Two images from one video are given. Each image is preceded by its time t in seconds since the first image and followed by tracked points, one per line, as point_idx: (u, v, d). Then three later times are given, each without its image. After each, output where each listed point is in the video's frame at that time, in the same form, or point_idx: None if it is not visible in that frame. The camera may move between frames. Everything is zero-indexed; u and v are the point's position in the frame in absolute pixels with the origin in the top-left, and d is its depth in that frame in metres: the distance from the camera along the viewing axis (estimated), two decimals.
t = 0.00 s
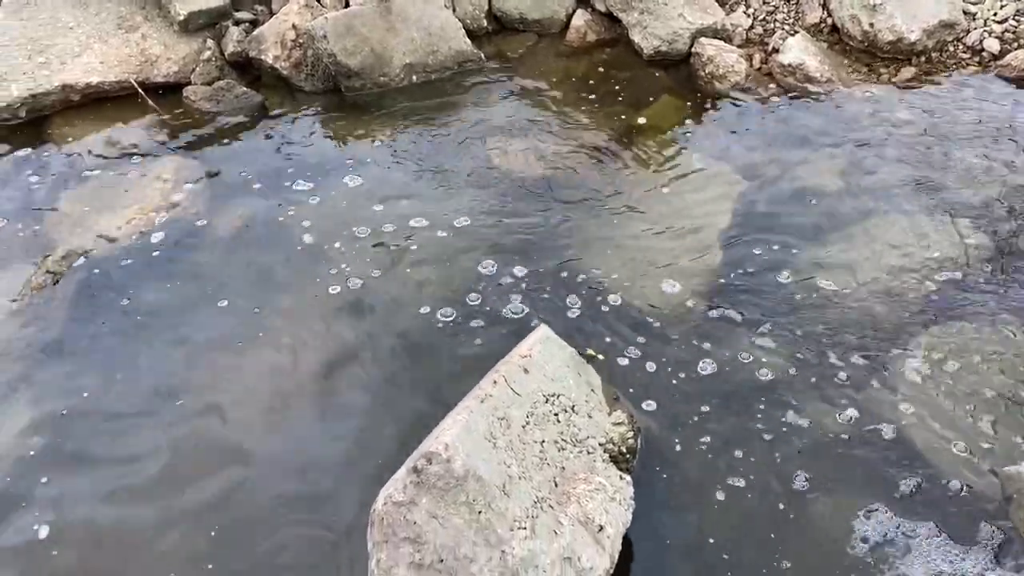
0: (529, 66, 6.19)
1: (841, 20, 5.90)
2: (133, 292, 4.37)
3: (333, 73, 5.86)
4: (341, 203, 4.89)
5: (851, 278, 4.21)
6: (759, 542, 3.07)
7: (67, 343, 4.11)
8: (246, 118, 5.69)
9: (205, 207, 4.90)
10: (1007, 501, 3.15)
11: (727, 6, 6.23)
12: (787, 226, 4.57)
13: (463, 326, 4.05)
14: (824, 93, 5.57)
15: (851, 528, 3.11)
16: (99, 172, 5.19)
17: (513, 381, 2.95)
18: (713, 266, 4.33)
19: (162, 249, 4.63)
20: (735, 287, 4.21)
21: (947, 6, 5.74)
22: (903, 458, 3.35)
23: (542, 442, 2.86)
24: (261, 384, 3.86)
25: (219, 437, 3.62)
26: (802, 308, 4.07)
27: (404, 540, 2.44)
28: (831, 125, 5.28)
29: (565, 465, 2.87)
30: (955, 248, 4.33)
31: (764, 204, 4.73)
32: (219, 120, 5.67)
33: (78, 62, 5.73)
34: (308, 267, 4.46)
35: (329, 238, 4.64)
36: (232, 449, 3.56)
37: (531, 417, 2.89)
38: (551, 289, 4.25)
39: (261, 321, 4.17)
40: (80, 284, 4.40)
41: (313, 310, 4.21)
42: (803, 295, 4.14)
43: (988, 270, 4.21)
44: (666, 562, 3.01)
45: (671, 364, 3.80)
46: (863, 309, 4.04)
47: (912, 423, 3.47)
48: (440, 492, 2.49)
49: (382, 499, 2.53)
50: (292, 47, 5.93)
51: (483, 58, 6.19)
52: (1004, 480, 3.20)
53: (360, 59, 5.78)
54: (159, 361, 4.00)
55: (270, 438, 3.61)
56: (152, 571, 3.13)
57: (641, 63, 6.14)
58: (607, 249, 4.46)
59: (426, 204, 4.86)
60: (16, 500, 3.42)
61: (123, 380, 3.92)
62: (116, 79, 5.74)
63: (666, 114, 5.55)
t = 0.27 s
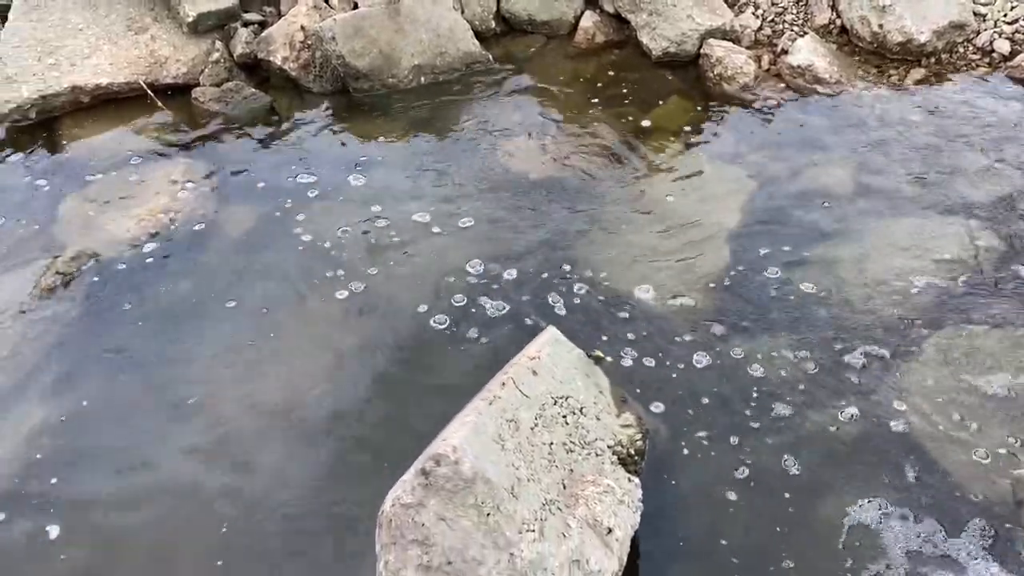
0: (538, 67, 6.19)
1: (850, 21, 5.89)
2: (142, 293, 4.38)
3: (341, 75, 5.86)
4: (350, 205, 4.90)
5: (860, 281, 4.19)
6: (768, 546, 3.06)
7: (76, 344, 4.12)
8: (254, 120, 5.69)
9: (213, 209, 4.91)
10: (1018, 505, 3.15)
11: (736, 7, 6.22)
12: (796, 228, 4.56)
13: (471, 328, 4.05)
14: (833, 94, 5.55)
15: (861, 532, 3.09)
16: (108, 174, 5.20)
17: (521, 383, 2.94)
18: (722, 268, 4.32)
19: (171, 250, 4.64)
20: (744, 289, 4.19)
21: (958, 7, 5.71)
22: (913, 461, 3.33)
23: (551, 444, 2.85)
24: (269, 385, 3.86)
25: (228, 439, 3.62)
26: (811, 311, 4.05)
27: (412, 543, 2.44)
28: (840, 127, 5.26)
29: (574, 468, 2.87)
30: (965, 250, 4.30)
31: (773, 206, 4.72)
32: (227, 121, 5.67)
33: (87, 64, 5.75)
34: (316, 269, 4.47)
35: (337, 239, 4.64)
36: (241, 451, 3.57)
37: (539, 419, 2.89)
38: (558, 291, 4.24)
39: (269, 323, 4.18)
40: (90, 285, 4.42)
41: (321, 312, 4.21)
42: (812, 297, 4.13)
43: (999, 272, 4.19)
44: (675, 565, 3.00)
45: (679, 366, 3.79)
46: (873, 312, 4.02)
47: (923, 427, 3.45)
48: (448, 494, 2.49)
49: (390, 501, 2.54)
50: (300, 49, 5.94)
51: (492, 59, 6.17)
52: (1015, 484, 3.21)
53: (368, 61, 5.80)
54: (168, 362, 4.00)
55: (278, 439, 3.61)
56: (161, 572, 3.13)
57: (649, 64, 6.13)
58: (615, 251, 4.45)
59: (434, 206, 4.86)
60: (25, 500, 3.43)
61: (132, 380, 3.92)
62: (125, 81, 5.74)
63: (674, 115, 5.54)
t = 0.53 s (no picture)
0: (543, 68, 6.20)
1: (856, 23, 5.87)
2: (149, 294, 4.40)
3: (348, 76, 5.89)
4: (356, 206, 4.90)
5: (867, 283, 4.18)
6: (773, 548, 3.05)
7: (83, 345, 4.14)
8: (260, 122, 5.71)
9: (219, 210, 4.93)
10: None
11: (742, 9, 6.21)
12: (802, 230, 4.55)
13: (476, 330, 4.05)
14: (840, 96, 5.54)
15: (866, 535, 3.09)
16: (114, 175, 5.22)
17: (526, 385, 2.94)
18: (728, 270, 4.31)
19: (178, 252, 4.65)
20: (749, 290, 4.19)
21: (964, 9, 5.69)
22: (918, 463, 3.33)
23: (556, 446, 2.86)
24: (275, 386, 3.88)
25: (234, 440, 3.63)
26: (816, 313, 4.04)
27: (416, 544, 2.42)
28: (846, 129, 5.25)
29: (579, 470, 2.87)
30: (972, 252, 4.29)
31: (780, 207, 4.71)
32: (234, 123, 5.69)
33: (95, 65, 5.76)
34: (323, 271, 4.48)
35: (343, 241, 4.65)
36: (247, 452, 3.57)
37: (544, 421, 2.89)
38: (563, 292, 4.24)
39: (275, 323, 4.19)
40: (97, 286, 4.43)
41: (327, 313, 4.22)
42: (818, 299, 4.12)
43: (1005, 274, 4.17)
44: (680, 567, 3.00)
45: (685, 369, 3.78)
46: (879, 314, 4.01)
47: (927, 428, 3.44)
48: (453, 496, 2.48)
49: (394, 502, 2.50)
50: (307, 51, 5.95)
51: (497, 61, 6.20)
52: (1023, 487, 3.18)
53: (375, 63, 5.78)
54: (175, 363, 4.01)
55: (283, 440, 3.62)
56: (166, 572, 3.14)
57: (655, 66, 6.14)
58: (620, 253, 4.46)
59: (439, 207, 4.87)
60: (31, 500, 3.44)
61: (138, 381, 3.94)
62: (133, 82, 5.77)
63: (681, 117, 5.54)
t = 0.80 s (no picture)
0: (547, 72, 6.21)
1: (861, 27, 5.88)
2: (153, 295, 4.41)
3: (351, 79, 5.89)
4: (360, 209, 4.92)
5: (870, 287, 4.18)
6: (775, 553, 3.05)
7: (87, 345, 4.15)
8: (265, 124, 5.72)
9: (223, 212, 4.93)
10: None
11: (745, 13, 6.20)
12: (805, 234, 4.55)
13: (480, 333, 4.05)
14: (844, 100, 5.53)
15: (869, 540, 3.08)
16: (119, 177, 5.23)
17: (529, 388, 2.94)
18: (731, 273, 4.30)
19: (181, 253, 4.66)
20: (752, 294, 4.19)
21: (969, 12, 5.68)
22: (921, 468, 3.32)
23: (558, 450, 2.85)
24: (278, 388, 3.88)
25: (236, 442, 3.63)
26: (820, 317, 4.04)
27: (417, 547, 2.44)
28: (850, 133, 5.25)
29: (581, 473, 2.86)
30: (976, 257, 4.29)
31: (783, 211, 4.71)
32: (238, 125, 5.71)
33: (99, 68, 5.80)
34: (326, 273, 4.48)
35: (346, 244, 4.66)
36: (249, 454, 3.58)
37: (547, 424, 2.89)
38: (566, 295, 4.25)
39: (278, 325, 4.19)
40: (101, 286, 4.44)
41: (330, 316, 4.22)
42: (821, 303, 4.11)
43: (1010, 279, 4.16)
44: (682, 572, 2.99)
45: (688, 372, 3.78)
46: (882, 318, 4.00)
47: (930, 433, 3.44)
48: (454, 500, 2.49)
49: (396, 505, 2.54)
50: (311, 53, 5.96)
51: (501, 64, 6.19)
52: None
53: (380, 65, 5.80)
54: (179, 365, 4.02)
55: (286, 442, 3.62)
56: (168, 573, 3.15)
57: (659, 69, 6.14)
58: (624, 257, 4.45)
59: (443, 210, 4.87)
60: (34, 501, 3.45)
61: (142, 383, 3.94)
62: (138, 84, 5.80)
63: (685, 120, 5.53)
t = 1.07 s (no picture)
0: (550, 76, 6.22)
1: (865, 32, 5.89)
2: (156, 298, 4.42)
3: (355, 82, 5.89)
4: (364, 212, 4.93)
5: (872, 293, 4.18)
6: (776, 558, 3.05)
7: (90, 347, 4.16)
8: (268, 128, 5.73)
9: (226, 215, 4.94)
10: None
11: (749, 18, 6.21)
12: (808, 239, 4.55)
13: (482, 337, 4.06)
14: (847, 106, 5.53)
15: (871, 546, 3.08)
16: (123, 180, 5.24)
17: (531, 392, 2.95)
18: (733, 278, 4.31)
19: (184, 256, 4.67)
20: (754, 299, 4.20)
21: (972, 19, 5.70)
22: (923, 474, 3.32)
23: (559, 454, 2.86)
24: (281, 391, 3.89)
25: (239, 445, 3.64)
26: (822, 322, 4.04)
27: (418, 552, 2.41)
28: (853, 138, 5.26)
29: (582, 478, 2.87)
30: (978, 262, 4.29)
31: (785, 216, 4.71)
32: (242, 129, 5.72)
33: (104, 70, 5.80)
34: (328, 276, 4.49)
35: (349, 247, 4.67)
36: (251, 457, 3.58)
37: (548, 429, 2.89)
38: (569, 299, 4.25)
39: (281, 329, 4.20)
40: (104, 289, 4.46)
41: (333, 319, 4.23)
42: (823, 309, 4.12)
43: (1012, 285, 4.17)
44: None
45: (690, 377, 3.78)
46: (884, 324, 4.01)
47: (931, 439, 3.44)
48: (455, 504, 2.49)
49: (397, 509, 2.50)
50: (315, 57, 5.97)
51: (504, 68, 6.21)
52: None
53: (383, 69, 5.81)
54: (181, 367, 4.03)
55: (288, 444, 3.63)
56: None
57: (662, 74, 6.15)
58: (626, 261, 4.46)
59: (445, 214, 4.88)
60: (37, 503, 3.46)
61: (144, 385, 3.96)
62: (142, 87, 5.79)
63: (688, 125, 5.53)
